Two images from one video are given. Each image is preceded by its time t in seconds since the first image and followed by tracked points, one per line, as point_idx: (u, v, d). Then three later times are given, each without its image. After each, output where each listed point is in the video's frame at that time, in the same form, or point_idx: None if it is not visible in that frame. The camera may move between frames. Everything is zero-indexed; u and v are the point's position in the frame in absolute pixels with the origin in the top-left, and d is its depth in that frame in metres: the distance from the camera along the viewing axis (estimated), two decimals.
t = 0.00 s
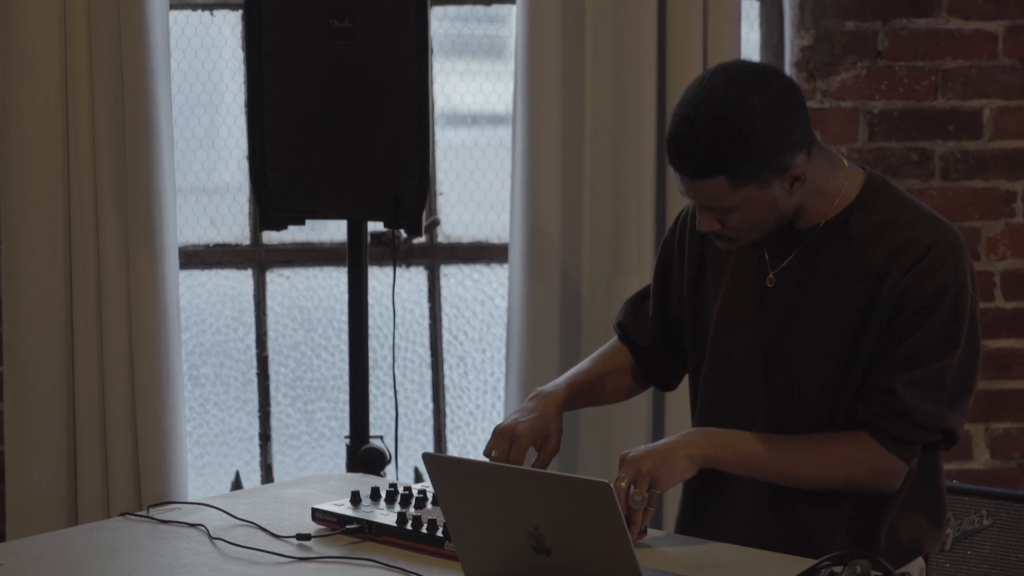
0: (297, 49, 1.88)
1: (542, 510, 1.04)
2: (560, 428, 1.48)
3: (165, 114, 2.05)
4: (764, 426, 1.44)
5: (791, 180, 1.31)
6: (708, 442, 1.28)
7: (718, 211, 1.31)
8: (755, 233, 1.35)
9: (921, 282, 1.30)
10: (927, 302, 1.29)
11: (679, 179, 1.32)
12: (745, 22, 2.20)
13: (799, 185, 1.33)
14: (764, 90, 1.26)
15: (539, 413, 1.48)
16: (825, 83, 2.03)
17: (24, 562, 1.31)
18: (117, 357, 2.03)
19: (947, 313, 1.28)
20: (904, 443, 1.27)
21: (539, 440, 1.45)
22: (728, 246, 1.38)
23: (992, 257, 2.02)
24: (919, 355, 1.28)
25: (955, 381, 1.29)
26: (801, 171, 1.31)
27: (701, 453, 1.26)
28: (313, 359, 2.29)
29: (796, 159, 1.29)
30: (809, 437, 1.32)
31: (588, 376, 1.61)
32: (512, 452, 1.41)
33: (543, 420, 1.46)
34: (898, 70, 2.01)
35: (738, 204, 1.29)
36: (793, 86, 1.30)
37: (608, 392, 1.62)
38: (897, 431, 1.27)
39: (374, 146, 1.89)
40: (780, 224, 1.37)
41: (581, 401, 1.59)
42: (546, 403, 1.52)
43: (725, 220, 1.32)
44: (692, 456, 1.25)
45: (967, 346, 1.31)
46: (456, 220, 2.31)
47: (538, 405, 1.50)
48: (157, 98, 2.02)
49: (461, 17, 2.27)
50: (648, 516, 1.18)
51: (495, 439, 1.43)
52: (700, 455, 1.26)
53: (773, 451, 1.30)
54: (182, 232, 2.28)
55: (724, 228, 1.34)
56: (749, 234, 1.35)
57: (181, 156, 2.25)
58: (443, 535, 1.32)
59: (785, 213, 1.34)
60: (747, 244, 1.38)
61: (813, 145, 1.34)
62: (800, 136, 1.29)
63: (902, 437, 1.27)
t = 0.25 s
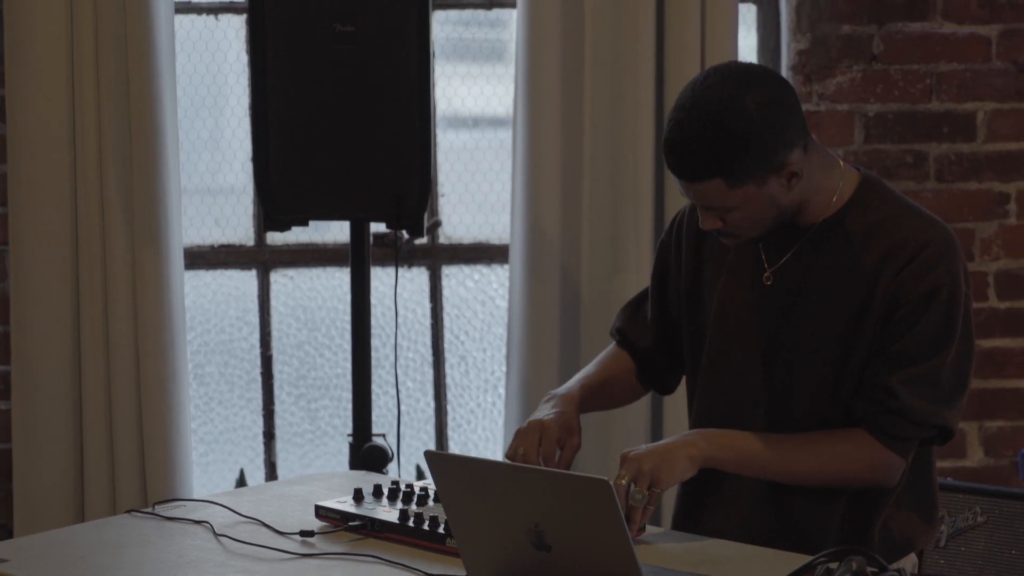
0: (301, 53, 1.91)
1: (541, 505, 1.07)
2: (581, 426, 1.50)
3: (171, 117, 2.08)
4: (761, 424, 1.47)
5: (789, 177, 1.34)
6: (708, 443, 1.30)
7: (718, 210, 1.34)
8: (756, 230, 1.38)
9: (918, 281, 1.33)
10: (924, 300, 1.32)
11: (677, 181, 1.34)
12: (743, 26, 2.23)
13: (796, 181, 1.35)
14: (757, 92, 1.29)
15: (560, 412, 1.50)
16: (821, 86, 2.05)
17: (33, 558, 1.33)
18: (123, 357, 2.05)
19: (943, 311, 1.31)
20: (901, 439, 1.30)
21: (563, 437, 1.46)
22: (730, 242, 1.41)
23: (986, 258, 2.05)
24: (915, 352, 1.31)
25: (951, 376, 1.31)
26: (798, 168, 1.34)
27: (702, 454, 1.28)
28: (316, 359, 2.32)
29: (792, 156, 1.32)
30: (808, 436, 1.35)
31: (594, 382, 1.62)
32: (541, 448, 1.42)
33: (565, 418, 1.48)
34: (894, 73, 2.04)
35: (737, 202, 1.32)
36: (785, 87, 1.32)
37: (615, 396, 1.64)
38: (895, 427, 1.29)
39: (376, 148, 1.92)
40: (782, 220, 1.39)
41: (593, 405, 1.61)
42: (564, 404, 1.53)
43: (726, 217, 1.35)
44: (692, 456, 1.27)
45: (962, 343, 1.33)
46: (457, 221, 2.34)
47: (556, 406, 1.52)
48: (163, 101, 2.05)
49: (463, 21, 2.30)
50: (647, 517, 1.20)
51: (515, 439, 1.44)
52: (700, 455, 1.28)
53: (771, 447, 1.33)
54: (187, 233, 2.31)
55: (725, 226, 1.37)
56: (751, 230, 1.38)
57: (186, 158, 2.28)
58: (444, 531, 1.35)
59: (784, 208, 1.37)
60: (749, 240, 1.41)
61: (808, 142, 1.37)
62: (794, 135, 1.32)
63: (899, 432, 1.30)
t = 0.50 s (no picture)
0: (302, 57, 1.94)
1: (538, 502, 1.10)
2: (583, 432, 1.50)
3: (174, 120, 2.11)
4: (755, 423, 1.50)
5: (795, 153, 1.37)
6: (706, 441, 1.32)
7: (725, 185, 1.37)
8: (761, 206, 1.40)
9: (913, 274, 1.36)
10: (920, 292, 1.36)
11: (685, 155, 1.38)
12: (738, 30, 2.26)
13: (802, 158, 1.38)
14: (766, 67, 1.32)
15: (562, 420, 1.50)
16: (816, 90, 2.08)
17: (41, 554, 1.36)
18: (127, 356, 2.08)
19: (937, 304, 1.35)
20: (897, 428, 1.34)
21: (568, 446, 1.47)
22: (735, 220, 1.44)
23: (979, 259, 2.08)
24: (910, 343, 1.35)
25: (944, 365, 1.35)
26: (805, 144, 1.36)
27: (699, 452, 1.30)
28: (318, 358, 2.35)
29: (799, 131, 1.35)
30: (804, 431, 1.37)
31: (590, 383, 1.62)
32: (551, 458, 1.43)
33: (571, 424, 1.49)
34: (887, 76, 2.07)
35: (744, 176, 1.35)
36: (794, 65, 1.36)
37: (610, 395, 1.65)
38: (891, 416, 1.33)
39: (377, 150, 1.95)
40: (786, 200, 1.42)
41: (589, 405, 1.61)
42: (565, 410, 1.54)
43: (732, 192, 1.38)
44: (690, 455, 1.29)
45: (955, 335, 1.38)
46: (457, 222, 2.37)
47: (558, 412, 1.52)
48: (167, 105, 2.08)
49: (462, 25, 2.34)
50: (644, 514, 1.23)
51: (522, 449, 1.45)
52: (698, 453, 1.30)
53: (768, 442, 1.35)
54: (191, 233, 2.34)
55: (730, 203, 1.40)
56: (756, 206, 1.40)
57: (190, 160, 2.31)
58: (445, 528, 1.38)
59: (789, 186, 1.40)
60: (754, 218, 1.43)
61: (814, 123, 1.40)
62: (801, 111, 1.35)
63: (895, 421, 1.33)
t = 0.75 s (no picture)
0: (305, 60, 1.97)
1: (534, 498, 1.13)
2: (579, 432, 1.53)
3: (178, 123, 2.14)
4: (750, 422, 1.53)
5: (773, 189, 1.39)
6: (703, 442, 1.35)
7: (703, 215, 1.40)
8: (739, 232, 1.44)
9: (910, 276, 1.39)
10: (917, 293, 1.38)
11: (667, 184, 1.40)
12: (734, 34, 2.29)
13: (780, 194, 1.41)
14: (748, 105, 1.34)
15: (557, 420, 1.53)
16: (810, 93, 2.12)
17: (48, 550, 1.39)
18: (131, 356, 2.11)
19: (933, 305, 1.37)
20: (893, 427, 1.36)
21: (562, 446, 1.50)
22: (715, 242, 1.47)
23: (970, 259, 2.11)
24: (906, 343, 1.37)
25: (938, 364, 1.38)
26: (782, 181, 1.39)
27: (697, 453, 1.33)
28: (320, 357, 2.38)
29: (778, 168, 1.38)
30: (800, 432, 1.40)
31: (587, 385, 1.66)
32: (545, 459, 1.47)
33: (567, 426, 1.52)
34: (880, 80, 2.10)
35: (720, 209, 1.38)
36: (777, 100, 1.38)
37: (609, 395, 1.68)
38: (887, 416, 1.35)
39: (378, 153, 1.98)
40: (765, 226, 1.45)
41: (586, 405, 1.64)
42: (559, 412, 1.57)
43: (710, 221, 1.41)
44: (688, 456, 1.31)
45: (952, 338, 1.40)
46: (457, 224, 2.40)
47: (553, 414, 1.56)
48: (170, 108, 2.11)
49: (462, 30, 2.37)
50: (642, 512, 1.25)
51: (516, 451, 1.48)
52: (695, 454, 1.33)
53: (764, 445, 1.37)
54: (194, 235, 2.37)
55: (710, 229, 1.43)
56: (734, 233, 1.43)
57: (194, 162, 2.34)
58: (444, 525, 1.41)
59: (767, 217, 1.43)
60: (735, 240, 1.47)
61: (796, 155, 1.42)
62: (781, 148, 1.37)
63: (891, 421, 1.35)
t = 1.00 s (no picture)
0: (307, 64, 2.00)
1: (530, 495, 1.15)
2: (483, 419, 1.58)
3: (181, 125, 2.16)
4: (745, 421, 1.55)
5: (777, 177, 1.42)
6: (698, 440, 1.37)
7: (706, 198, 1.43)
8: (740, 219, 1.47)
9: (904, 276, 1.41)
10: (911, 293, 1.41)
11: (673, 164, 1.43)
12: (730, 37, 2.32)
13: (784, 183, 1.44)
14: (759, 91, 1.37)
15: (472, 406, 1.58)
16: (804, 96, 2.15)
17: (54, 546, 1.42)
18: (135, 355, 2.14)
19: (926, 306, 1.40)
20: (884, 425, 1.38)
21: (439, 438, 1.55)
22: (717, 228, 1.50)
23: (962, 260, 2.14)
24: (900, 343, 1.39)
25: (931, 364, 1.40)
26: (787, 170, 1.42)
27: (692, 450, 1.35)
28: (321, 356, 2.41)
29: (784, 156, 1.40)
30: (793, 429, 1.42)
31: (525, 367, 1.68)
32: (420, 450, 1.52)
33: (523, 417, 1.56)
34: (873, 83, 2.13)
35: (724, 193, 1.41)
36: (787, 88, 1.40)
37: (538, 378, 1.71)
38: (879, 414, 1.38)
39: (379, 155, 2.01)
40: (765, 218, 1.48)
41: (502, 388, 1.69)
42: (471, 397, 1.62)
43: (714, 205, 1.44)
44: (682, 453, 1.33)
45: (944, 337, 1.42)
46: (456, 225, 2.43)
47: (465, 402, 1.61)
48: (173, 111, 2.14)
49: (461, 33, 2.40)
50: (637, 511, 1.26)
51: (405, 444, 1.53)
52: (690, 452, 1.35)
53: (759, 441, 1.39)
54: (197, 235, 2.40)
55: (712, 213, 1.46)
56: (735, 219, 1.46)
57: (197, 164, 2.37)
58: (444, 522, 1.44)
59: (770, 205, 1.46)
60: (737, 226, 1.49)
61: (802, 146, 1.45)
62: (788, 138, 1.40)
63: (882, 419, 1.38)
